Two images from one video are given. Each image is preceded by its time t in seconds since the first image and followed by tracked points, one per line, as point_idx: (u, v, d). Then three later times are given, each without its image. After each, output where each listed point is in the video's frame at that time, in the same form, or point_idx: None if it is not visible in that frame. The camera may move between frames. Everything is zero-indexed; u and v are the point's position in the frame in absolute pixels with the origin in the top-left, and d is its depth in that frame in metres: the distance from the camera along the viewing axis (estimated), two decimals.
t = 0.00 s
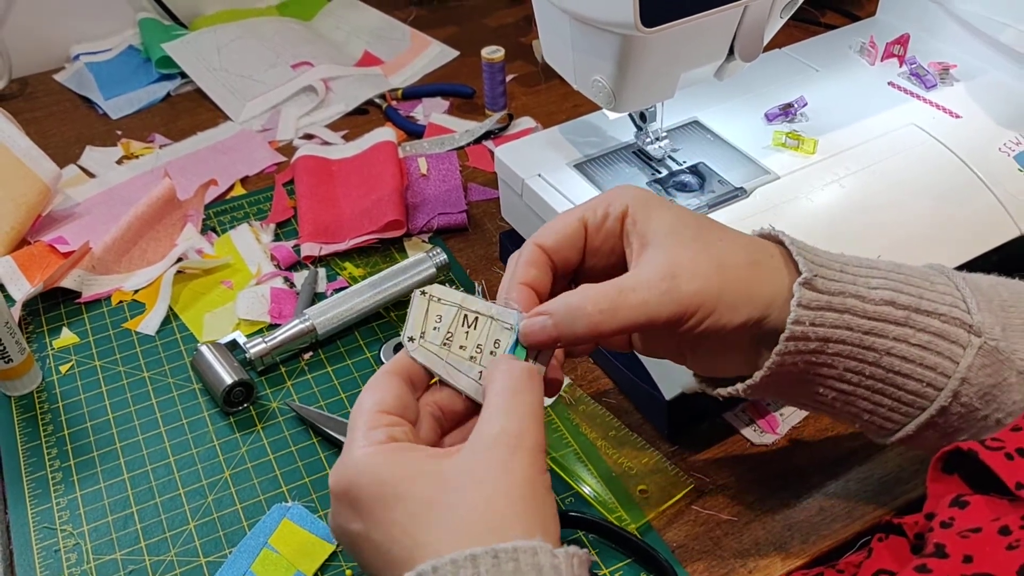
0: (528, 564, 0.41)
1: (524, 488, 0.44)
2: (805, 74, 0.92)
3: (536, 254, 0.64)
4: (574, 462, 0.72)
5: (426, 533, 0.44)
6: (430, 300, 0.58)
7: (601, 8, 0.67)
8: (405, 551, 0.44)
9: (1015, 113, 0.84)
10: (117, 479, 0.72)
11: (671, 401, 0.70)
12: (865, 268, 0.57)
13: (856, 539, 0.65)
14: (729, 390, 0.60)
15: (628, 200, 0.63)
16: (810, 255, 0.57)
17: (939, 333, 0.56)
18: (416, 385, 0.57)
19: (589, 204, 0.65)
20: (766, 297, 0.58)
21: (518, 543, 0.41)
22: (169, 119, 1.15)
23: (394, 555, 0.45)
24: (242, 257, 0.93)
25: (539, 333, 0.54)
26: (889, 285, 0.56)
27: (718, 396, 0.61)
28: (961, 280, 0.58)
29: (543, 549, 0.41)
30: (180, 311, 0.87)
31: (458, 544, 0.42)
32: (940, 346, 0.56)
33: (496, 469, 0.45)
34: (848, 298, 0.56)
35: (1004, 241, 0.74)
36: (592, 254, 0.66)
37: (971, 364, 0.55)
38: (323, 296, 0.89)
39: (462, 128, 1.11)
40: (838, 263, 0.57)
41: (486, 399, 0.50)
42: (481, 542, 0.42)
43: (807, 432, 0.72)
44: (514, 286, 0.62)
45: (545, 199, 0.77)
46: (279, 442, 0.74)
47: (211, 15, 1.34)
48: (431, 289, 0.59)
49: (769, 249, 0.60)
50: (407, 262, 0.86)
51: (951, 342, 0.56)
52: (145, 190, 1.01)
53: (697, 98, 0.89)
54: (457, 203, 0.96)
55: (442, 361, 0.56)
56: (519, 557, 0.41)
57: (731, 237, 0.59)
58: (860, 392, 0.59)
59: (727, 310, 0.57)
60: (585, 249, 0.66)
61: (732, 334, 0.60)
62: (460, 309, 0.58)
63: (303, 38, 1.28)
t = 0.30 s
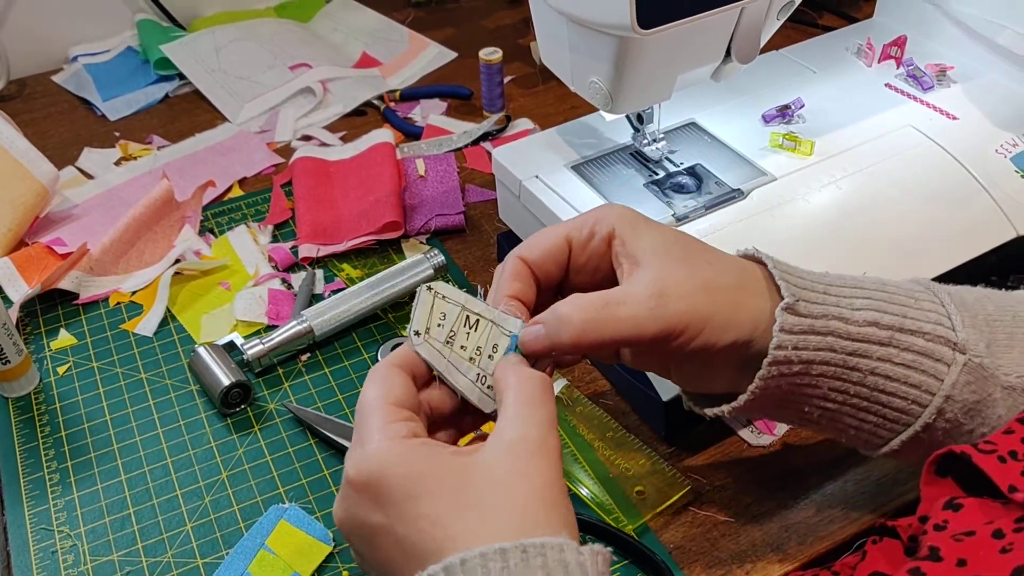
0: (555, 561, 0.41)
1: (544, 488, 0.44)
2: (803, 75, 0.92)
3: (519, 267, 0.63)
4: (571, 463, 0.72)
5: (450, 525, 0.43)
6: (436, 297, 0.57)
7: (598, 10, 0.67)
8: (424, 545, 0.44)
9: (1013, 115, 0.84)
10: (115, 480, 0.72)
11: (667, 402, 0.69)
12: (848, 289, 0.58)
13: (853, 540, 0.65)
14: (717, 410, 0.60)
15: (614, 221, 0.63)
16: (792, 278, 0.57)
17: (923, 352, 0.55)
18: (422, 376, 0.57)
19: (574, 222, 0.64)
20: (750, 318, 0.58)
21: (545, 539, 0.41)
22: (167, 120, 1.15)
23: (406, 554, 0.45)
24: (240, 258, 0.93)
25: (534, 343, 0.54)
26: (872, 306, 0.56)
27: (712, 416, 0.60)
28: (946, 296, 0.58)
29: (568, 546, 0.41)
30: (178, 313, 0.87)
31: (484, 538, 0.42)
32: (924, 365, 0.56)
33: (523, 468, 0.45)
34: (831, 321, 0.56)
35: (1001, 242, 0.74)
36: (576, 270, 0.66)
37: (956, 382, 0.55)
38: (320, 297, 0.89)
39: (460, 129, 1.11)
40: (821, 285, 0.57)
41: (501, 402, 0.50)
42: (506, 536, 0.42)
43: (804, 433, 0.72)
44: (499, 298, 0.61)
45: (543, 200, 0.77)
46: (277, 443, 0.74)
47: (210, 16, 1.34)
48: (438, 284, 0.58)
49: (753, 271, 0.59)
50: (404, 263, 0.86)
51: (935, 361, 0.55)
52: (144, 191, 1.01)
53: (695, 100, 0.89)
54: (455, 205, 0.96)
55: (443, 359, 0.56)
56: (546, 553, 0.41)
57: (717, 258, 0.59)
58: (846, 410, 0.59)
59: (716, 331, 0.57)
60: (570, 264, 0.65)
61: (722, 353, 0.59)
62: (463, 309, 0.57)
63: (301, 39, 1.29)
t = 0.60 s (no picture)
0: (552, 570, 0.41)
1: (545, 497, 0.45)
2: (801, 78, 0.92)
3: (519, 265, 0.64)
4: (570, 466, 0.72)
5: (456, 541, 0.43)
6: (438, 297, 0.55)
7: (597, 13, 0.67)
8: (423, 558, 0.43)
9: (1011, 117, 0.84)
10: (113, 482, 0.72)
11: (666, 404, 0.69)
12: (852, 292, 0.58)
13: (852, 541, 0.65)
14: (720, 412, 0.60)
15: (617, 223, 0.62)
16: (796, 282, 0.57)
17: (926, 355, 0.56)
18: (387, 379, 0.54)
19: (575, 222, 0.64)
20: (750, 322, 0.58)
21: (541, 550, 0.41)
22: (166, 122, 1.15)
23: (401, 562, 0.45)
24: (239, 260, 0.93)
25: (522, 357, 0.52)
26: (876, 310, 0.56)
27: (718, 418, 0.61)
28: (948, 300, 0.58)
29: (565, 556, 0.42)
30: (177, 315, 0.87)
31: (489, 553, 0.42)
32: (927, 368, 0.56)
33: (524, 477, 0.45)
34: (834, 324, 0.56)
35: (999, 244, 0.75)
36: (575, 270, 0.66)
37: (958, 386, 0.55)
38: (319, 299, 0.89)
39: (459, 131, 1.11)
40: (824, 288, 0.57)
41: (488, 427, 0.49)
42: (504, 549, 0.42)
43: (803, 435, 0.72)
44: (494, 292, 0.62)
45: (541, 203, 0.77)
46: (275, 446, 0.74)
47: (208, 17, 1.35)
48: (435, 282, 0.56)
49: (756, 275, 0.60)
50: (402, 265, 0.86)
51: (937, 364, 0.55)
52: (143, 193, 1.01)
53: (693, 102, 0.90)
54: (453, 207, 0.96)
55: (449, 361, 0.54)
56: (543, 563, 0.41)
57: (720, 262, 0.59)
58: (847, 413, 0.59)
59: (718, 336, 0.57)
60: (569, 263, 0.65)
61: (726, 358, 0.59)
62: (462, 309, 0.56)
63: (300, 41, 1.29)
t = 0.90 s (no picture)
0: None
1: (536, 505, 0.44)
2: (800, 80, 0.92)
3: (522, 273, 0.64)
4: (569, 468, 0.72)
5: (445, 548, 0.42)
6: (433, 307, 0.55)
7: (596, 15, 0.67)
8: (414, 566, 0.43)
9: (1011, 120, 0.84)
10: (111, 484, 0.72)
11: (665, 407, 0.69)
12: (852, 294, 0.58)
13: (852, 544, 0.65)
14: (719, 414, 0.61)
15: (617, 223, 0.63)
16: (795, 284, 0.57)
17: (924, 357, 0.55)
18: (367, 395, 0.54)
19: (577, 226, 0.65)
20: (742, 330, 0.58)
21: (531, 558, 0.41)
22: (165, 123, 1.15)
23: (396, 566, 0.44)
24: (238, 261, 0.93)
25: (516, 348, 0.54)
26: (874, 312, 0.56)
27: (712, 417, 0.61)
28: (948, 303, 0.57)
29: (554, 564, 0.41)
30: (175, 316, 0.87)
31: (478, 559, 0.42)
32: (925, 370, 0.55)
33: (514, 486, 0.45)
34: (832, 326, 0.56)
35: (999, 246, 0.74)
36: (579, 276, 0.66)
37: (957, 388, 0.55)
38: (318, 301, 0.89)
39: (458, 132, 1.11)
40: (824, 290, 0.58)
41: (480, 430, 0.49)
42: (493, 555, 0.42)
43: (803, 438, 0.72)
44: (498, 301, 0.62)
45: (541, 205, 0.77)
46: (274, 448, 0.74)
47: (208, 18, 1.34)
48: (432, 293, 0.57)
49: (755, 279, 0.59)
50: (402, 266, 0.86)
51: (936, 366, 0.55)
52: (142, 194, 1.01)
53: (693, 104, 0.90)
54: (453, 208, 0.96)
55: (442, 372, 0.54)
56: (532, 571, 0.40)
57: (712, 267, 0.59)
58: (847, 415, 0.59)
59: (708, 345, 0.57)
60: (571, 270, 0.65)
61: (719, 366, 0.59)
62: (459, 320, 0.56)
63: (299, 42, 1.28)
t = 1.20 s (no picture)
0: None
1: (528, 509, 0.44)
2: (799, 80, 0.92)
3: (505, 293, 0.64)
4: (568, 469, 0.72)
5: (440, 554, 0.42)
6: (414, 317, 0.56)
7: (595, 16, 0.67)
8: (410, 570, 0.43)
9: (1010, 121, 0.84)
10: (109, 485, 0.72)
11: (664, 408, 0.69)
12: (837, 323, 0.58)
13: (850, 547, 0.65)
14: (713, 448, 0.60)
15: (602, 257, 0.61)
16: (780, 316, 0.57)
17: (915, 381, 0.55)
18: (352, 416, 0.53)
19: (561, 255, 0.64)
20: (732, 363, 0.57)
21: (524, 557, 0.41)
22: (164, 123, 1.15)
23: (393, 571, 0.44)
24: (236, 261, 0.93)
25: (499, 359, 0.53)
26: (862, 340, 0.56)
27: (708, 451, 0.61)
28: (933, 323, 0.57)
29: (547, 562, 0.41)
30: (174, 317, 0.87)
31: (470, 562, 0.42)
32: (917, 394, 0.55)
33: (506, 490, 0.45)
34: (821, 357, 0.56)
35: (997, 247, 0.74)
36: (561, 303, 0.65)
37: (949, 409, 0.55)
38: (316, 301, 0.89)
39: (457, 133, 1.11)
40: (808, 321, 0.57)
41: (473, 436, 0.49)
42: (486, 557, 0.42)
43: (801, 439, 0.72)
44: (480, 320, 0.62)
45: (540, 205, 0.77)
46: (272, 448, 0.74)
47: (207, 18, 1.34)
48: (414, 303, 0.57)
49: (739, 310, 0.59)
50: (401, 267, 0.86)
51: (927, 389, 0.55)
52: (140, 194, 1.01)
53: (692, 105, 0.89)
54: (451, 209, 0.96)
55: (424, 380, 0.54)
56: (523, 570, 0.40)
57: (695, 302, 0.58)
58: (841, 442, 0.59)
59: (693, 381, 0.56)
60: (553, 296, 0.65)
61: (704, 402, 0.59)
62: (441, 330, 0.56)
63: (299, 42, 1.28)
